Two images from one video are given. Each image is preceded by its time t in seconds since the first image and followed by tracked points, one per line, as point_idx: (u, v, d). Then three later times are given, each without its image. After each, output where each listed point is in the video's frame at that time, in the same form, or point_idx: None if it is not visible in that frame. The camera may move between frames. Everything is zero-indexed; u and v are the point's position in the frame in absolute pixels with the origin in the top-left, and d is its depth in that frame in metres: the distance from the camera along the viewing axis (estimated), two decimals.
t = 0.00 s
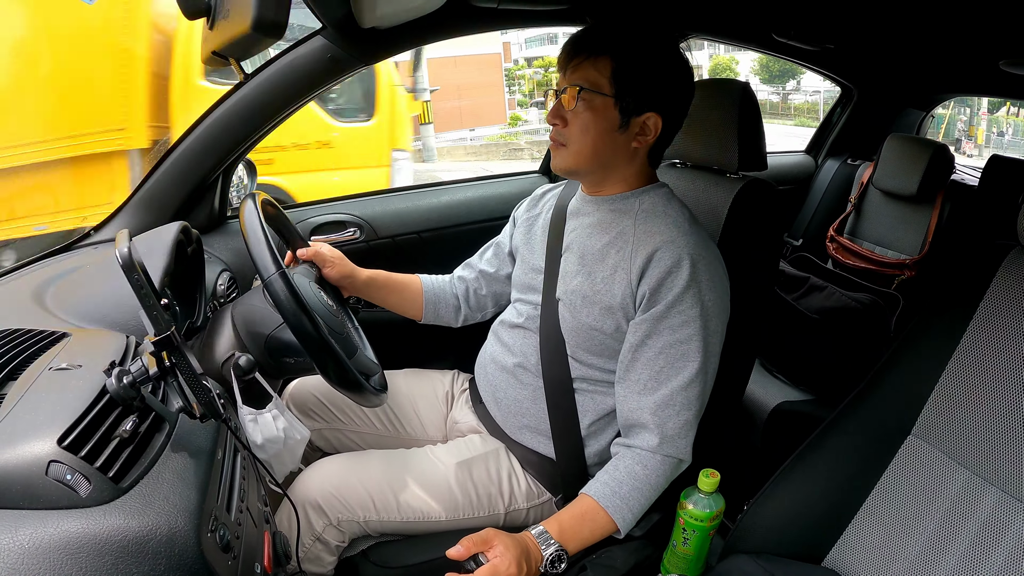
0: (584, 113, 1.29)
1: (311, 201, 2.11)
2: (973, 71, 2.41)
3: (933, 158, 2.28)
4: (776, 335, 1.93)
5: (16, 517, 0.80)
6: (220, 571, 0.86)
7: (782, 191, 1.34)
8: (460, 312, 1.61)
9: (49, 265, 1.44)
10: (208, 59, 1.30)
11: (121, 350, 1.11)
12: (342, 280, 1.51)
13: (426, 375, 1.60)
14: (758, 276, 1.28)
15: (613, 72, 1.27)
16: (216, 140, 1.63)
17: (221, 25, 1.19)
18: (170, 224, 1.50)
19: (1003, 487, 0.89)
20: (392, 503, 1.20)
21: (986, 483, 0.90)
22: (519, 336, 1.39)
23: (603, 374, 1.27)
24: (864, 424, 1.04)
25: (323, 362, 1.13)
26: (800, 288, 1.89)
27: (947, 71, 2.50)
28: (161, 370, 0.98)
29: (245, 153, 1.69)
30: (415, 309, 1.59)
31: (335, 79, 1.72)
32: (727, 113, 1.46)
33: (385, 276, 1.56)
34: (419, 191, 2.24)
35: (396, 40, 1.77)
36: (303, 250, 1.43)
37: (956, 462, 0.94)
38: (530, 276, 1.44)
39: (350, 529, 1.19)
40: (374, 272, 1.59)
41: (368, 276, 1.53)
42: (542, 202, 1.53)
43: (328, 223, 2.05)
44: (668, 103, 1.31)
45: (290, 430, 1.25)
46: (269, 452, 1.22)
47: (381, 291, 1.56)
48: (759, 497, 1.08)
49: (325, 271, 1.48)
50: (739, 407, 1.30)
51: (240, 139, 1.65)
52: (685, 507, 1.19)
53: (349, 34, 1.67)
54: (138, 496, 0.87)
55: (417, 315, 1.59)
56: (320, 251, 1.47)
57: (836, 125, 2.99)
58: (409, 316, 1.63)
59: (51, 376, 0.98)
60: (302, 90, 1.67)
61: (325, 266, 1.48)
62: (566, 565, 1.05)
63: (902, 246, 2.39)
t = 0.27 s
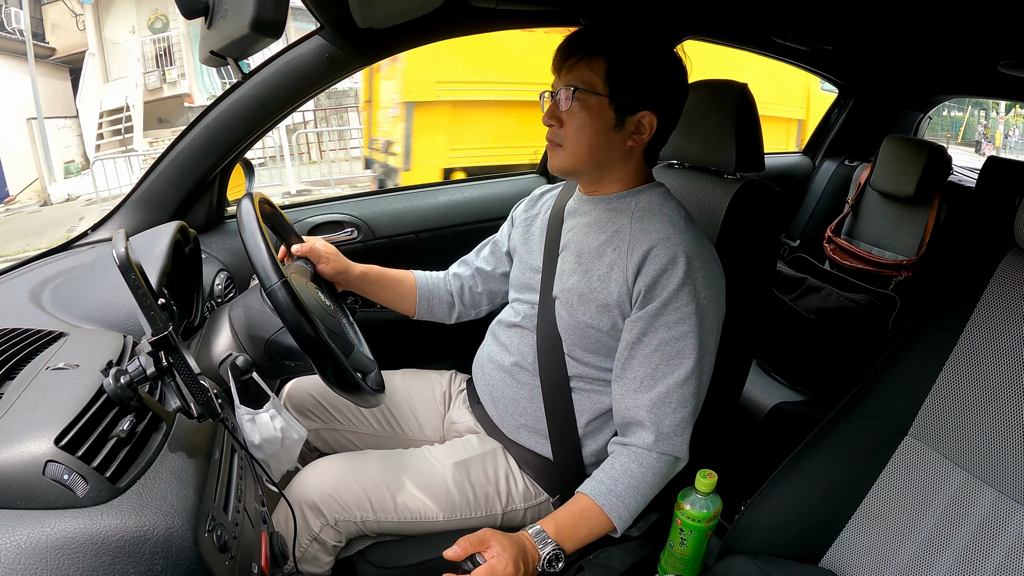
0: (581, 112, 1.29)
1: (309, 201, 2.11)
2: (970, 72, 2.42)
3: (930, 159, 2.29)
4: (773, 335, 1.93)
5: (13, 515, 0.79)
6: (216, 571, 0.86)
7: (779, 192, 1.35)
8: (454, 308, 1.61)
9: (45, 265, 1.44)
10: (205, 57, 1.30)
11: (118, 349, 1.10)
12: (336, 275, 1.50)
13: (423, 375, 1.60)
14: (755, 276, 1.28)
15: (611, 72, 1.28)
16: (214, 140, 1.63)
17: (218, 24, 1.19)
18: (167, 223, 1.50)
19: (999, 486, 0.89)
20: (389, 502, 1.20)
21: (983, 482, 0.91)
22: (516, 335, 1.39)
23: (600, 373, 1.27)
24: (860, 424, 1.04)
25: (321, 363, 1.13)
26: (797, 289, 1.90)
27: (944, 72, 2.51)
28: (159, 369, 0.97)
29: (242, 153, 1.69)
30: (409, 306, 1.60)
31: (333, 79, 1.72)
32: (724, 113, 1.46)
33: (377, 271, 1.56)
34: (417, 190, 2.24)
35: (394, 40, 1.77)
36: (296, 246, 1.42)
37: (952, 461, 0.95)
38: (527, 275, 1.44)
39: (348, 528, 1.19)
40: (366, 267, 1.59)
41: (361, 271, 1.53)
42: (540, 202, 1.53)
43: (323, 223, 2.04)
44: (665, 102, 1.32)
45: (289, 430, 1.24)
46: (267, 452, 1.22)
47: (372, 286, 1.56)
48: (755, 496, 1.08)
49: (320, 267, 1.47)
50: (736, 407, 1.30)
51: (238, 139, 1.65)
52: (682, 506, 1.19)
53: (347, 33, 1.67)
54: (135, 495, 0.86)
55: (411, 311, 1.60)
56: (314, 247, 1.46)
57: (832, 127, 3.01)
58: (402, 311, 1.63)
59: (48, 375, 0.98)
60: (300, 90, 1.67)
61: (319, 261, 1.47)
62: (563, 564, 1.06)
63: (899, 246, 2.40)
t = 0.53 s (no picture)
0: (576, 112, 1.29)
1: (306, 202, 2.12)
2: (966, 72, 2.42)
3: (927, 159, 2.30)
4: (770, 336, 1.93)
5: (9, 519, 0.79)
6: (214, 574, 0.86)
7: (775, 192, 1.35)
8: (450, 307, 1.61)
9: (41, 267, 1.44)
10: (201, 59, 1.30)
11: (114, 352, 1.10)
12: (332, 275, 1.50)
13: (420, 375, 1.60)
14: (752, 276, 1.28)
15: (606, 72, 1.28)
16: (210, 141, 1.63)
17: (214, 26, 1.19)
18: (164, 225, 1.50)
19: (996, 484, 0.89)
20: (387, 504, 1.20)
21: (979, 481, 0.91)
22: (513, 336, 1.39)
23: (597, 373, 1.27)
24: (856, 423, 1.04)
25: (318, 364, 1.13)
26: (793, 289, 1.90)
27: (940, 72, 2.51)
28: (156, 372, 0.98)
29: (239, 154, 1.69)
30: (404, 303, 1.59)
31: (330, 79, 1.72)
32: (720, 113, 1.46)
33: (373, 271, 1.56)
34: (413, 191, 2.24)
35: (391, 41, 1.77)
36: (292, 246, 1.42)
37: (949, 460, 0.95)
38: (524, 276, 1.44)
39: (345, 530, 1.19)
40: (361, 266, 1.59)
41: (357, 271, 1.53)
42: (537, 203, 1.53)
43: (322, 224, 2.05)
44: (661, 102, 1.32)
45: (286, 431, 1.24)
46: (263, 454, 1.22)
47: (368, 285, 1.55)
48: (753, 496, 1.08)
49: (316, 266, 1.48)
50: (733, 407, 1.30)
51: (234, 140, 1.65)
52: (680, 507, 1.19)
53: (343, 34, 1.67)
54: (132, 497, 0.86)
55: (405, 309, 1.59)
56: (309, 247, 1.46)
57: (829, 127, 2.99)
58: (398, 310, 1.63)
59: (44, 377, 0.98)
60: (297, 90, 1.67)
61: (316, 261, 1.48)
62: (561, 565, 1.05)
63: (896, 246, 2.40)
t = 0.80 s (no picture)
0: (571, 109, 1.29)
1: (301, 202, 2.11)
2: (962, 70, 2.43)
3: (922, 157, 2.31)
4: (766, 334, 1.94)
5: (6, 520, 0.79)
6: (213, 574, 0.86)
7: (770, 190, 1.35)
8: (447, 308, 1.61)
9: (38, 267, 1.44)
10: (196, 58, 1.30)
11: (111, 352, 1.10)
12: (330, 276, 1.50)
13: (416, 375, 1.60)
14: (748, 274, 1.29)
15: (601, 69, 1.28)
16: (206, 141, 1.62)
17: (208, 25, 1.19)
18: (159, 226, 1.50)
19: (993, 481, 0.90)
20: (385, 504, 1.20)
21: (976, 479, 0.91)
22: (510, 335, 1.39)
23: (594, 372, 1.27)
24: (852, 420, 1.04)
25: (314, 364, 1.13)
26: (790, 287, 1.90)
27: (936, 70, 2.52)
28: (152, 372, 0.97)
29: (235, 154, 1.69)
30: (402, 305, 1.59)
31: (325, 79, 1.72)
32: (714, 111, 1.46)
33: (371, 271, 1.55)
34: (409, 191, 2.24)
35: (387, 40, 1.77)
36: (290, 247, 1.43)
37: (946, 458, 0.95)
38: (520, 275, 1.44)
39: (343, 530, 1.19)
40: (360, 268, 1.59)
41: (355, 272, 1.52)
42: (533, 202, 1.53)
43: (317, 224, 2.05)
44: (657, 100, 1.32)
45: (283, 432, 1.24)
46: (260, 455, 1.21)
47: (368, 287, 1.55)
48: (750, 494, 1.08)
49: (313, 269, 1.47)
50: (730, 405, 1.30)
51: (230, 140, 1.64)
52: (677, 505, 1.18)
53: (339, 33, 1.66)
54: (129, 499, 0.86)
55: (404, 311, 1.59)
56: (307, 249, 1.46)
57: (824, 124, 3.00)
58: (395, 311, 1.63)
59: (40, 378, 0.97)
60: (292, 90, 1.67)
61: (313, 263, 1.47)
62: (559, 564, 1.06)
63: (892, 244, 2.40)
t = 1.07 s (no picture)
0: (568, 105, 1.29)
1: (297, 202, 2.11)
2: (958, 67, 2.43)
3: (919, 154, 2.32)
4: (763, 331, 1.94)
5: (3, 521, 0.79)
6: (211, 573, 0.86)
7: (766, 187, 1.35)
8: (447, 309, 1.61)
9: (34, 267, 1.44)
10: (193, 57, 1.30)
11: (108, 352, 1.10)
12: (329, 277, 1.50)
13: (412, 373, 1.59)
14: (745, 272, 1.29)
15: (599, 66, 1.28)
16: (202, 140, 1.62)
17: (205, 24, 1.18)
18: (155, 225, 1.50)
19: (990, 477, 0.90)
20: (383, 502, 1.20)
21: (974, 475, 0.91)
22: (507, 333, 1.39)
23: (591, 370, 1.27)
24: (850, 416, 1.04)
25: (312, 362, 1.13)
26: (786, 284, 1.90)
27: (933, 68, 2.53)
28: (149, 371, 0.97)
29: (231, 153, 1.69)
30: (401, 306, 1.59)
31: (321, 77, 1.71)
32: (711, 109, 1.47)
33: (370, 273, 1.56)
34: (405, 189, 2.24)
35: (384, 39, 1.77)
36: (289, 248, 1.42)
37: (944, 454, 0.95)
38: (518, 273, 1.44)
39: (341, 528, 1.19)
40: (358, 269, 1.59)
41: (354, 273, 1.53)
42: (530, 200, 1.53)
43: (313, 223, 2.04)
44: (654, 97, 1.32)
45: (280, 431, 1.23)
46: (258, 454, 1.21)
47: (366, 288, 1.55)
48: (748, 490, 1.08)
49: (313, 270, 1.47)
50: (727, 402, 1.30)
51: (226, 138, 1.64)
52: (675, 502, 1.19)
53: (335, 32, 1.66)
54: (127, 499, 0.86)
55: (404, 312, 1.59)
56: (307, 250, 1.46)
57: (820, 122, 2.99)
58: (394, 312, 1.62)
59: (38, 378, 0.97)
60: (288, 88, 1.67)
61: (313, 264, 1.47)
62: (557, 562, 1.06)
63: (888, 241, 2.41)
